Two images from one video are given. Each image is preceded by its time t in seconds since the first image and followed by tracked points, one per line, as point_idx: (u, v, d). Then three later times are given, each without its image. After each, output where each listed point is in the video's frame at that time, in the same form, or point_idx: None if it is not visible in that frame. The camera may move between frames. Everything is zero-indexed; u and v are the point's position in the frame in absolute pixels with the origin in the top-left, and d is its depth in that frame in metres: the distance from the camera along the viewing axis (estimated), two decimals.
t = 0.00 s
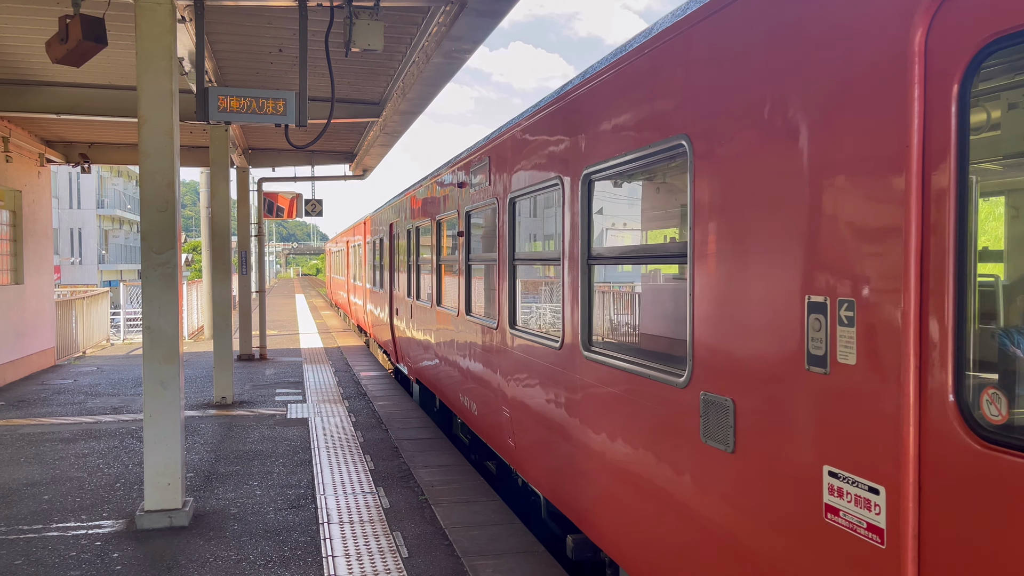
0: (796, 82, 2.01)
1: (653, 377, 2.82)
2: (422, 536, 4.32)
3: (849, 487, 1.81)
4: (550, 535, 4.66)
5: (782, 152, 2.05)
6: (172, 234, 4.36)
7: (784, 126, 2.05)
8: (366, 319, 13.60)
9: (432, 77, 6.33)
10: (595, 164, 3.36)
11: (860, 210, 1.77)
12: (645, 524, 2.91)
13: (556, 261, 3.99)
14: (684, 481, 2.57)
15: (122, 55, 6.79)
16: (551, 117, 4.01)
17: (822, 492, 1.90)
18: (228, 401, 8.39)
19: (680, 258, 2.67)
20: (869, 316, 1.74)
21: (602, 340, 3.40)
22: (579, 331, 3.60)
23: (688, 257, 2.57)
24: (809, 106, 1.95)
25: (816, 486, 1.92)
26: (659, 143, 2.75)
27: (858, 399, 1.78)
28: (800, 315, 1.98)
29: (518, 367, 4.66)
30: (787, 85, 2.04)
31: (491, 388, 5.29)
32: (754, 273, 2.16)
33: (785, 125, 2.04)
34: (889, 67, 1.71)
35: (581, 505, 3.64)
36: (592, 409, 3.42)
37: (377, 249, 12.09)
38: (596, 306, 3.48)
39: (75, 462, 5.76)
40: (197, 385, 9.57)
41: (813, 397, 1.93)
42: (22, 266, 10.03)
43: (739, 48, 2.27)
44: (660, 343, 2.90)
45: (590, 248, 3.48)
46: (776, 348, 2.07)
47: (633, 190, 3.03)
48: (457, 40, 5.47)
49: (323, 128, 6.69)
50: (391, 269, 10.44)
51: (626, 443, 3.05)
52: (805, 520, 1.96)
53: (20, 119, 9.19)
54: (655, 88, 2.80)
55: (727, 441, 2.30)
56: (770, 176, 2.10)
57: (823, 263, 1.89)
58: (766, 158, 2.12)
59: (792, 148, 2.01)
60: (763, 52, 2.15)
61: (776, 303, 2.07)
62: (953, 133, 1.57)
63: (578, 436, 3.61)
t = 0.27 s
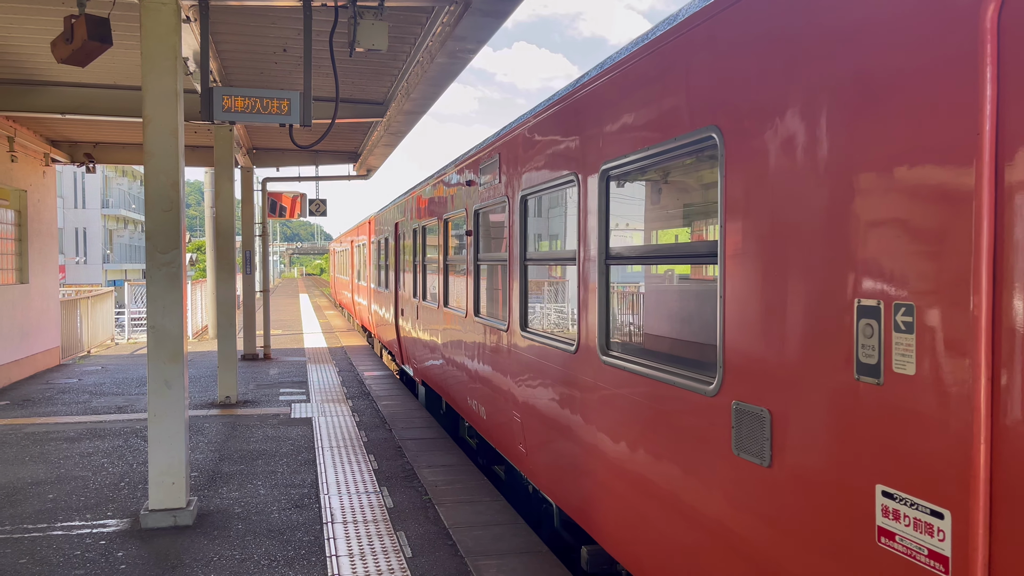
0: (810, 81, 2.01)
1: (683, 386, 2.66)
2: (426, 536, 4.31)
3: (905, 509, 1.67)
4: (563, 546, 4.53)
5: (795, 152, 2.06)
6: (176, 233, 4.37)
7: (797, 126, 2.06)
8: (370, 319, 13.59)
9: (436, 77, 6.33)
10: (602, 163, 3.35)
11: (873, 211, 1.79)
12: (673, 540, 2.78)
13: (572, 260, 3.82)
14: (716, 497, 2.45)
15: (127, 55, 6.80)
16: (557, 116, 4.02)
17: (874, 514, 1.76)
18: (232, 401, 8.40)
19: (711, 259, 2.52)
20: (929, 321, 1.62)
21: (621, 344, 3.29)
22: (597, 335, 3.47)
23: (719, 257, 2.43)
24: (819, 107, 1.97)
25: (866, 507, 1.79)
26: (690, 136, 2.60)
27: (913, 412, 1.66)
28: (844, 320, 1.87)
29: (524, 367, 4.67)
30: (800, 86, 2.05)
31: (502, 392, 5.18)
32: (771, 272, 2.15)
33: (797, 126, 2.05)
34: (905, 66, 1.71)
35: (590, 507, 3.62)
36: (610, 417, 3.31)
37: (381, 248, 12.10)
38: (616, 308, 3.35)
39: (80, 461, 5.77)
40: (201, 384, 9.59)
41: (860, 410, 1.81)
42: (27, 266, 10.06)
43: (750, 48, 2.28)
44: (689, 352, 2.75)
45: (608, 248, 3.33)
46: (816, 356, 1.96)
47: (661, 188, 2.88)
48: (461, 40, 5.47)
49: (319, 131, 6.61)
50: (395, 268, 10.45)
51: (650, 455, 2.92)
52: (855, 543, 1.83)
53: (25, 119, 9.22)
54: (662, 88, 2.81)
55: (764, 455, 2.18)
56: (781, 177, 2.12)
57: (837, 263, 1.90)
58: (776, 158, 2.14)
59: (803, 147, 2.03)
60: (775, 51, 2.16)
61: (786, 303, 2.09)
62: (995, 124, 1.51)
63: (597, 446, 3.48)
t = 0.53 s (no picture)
0: (823, 81, 2.01)
1: (707, 392, 2.58)
2: (432, 536, 4.31)
3: (955, 528, 1.59)
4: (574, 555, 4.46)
5: (808, 151, 2.06)
6: (183, 233, 4.37)
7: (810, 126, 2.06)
8: (375, 319, 13.61)
9: (442, 77, 6.32)
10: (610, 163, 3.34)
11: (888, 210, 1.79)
12: (694, 554, 2.71)
13: (587, 261, 3.74)
14: (743, 510, 2.37)
15: (133, 55, 6.82)
16: (565, 116, 4.02)
17: (920, 532, 1.68)
18: (238, 400, 8.41)
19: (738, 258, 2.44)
20: (983, 329, 1.56)
21: (639, 346, 3.21)
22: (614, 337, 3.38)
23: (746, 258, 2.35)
24: (833, 107, 1.97)
25: (910, 525, 1.71)
26: (716, 129, 2.52)
27: (965, 426, 1.58)
28: (885, 328, 1.79)
29: (532, 366, 4.66)
30: (814, 86, 2.05)
31: (512, 395, 5.11)
32: (798, 275, 2.09)
33: (812, 125, 2.05)
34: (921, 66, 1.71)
35: (601, 509, 3.59)
36: (626, 423, 3.25)
37: (387, 248, 12.11)
38: (633, 310, 3.26)
39: (87, 460, 5.79)
40: (208, 384, 9.61)
41: (904, 423, 1.73)
42: (34, 266, 10.10)
43: (762, 48, 2.27)
44: (713, 355, 2.67)
45: (626, 248, 3.25)
46: (853, 365, 1.89)
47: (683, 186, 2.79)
48: (467, 40, 5.46)
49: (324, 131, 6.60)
50: (401, 268, 10.46)
51: (670, 464, 2.84)
52: (898, 563, 1.75)
53: (32, 119, 9.25)
54: (672, 88, 2.81)
55: (796, 467, 2.10)
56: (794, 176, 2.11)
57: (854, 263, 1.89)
58: (789, 158, 2.14)
59: (817, 147, 2.03)
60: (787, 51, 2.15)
61: (808, 305, 2.06)
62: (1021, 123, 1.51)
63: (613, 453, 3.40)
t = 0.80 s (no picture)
0: (843, 82, 2.01)
1: (729, 395, 2.53)
2: (439, 535, 4.30)
3: (997, 542, 1.55)
4: (586, 560, 4.42)
5: (827, 152, 2.06)
6: (191, 234, 4.38)
7: (829, 127, 2.05)
8: (382, 319, 13.63)
9: (449, 77, 6.32)
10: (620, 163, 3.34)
11: (912, 213, 1.79)
12: (711, 561, 2.67)
13: (599, 261, 3.69)
14: (764, 519, 2.33)
15: (142, 56, 6.85)
16: (575, 115, 4.01)
17: (960, 545, 1.64)
18: (244, 400, 8.43)
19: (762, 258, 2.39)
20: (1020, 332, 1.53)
21: (654, 349, 3.16)
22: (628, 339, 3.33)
23: (769, 260, 2.32)
24: (854, 108, 1.96)
25: (947, 534, 1.67)
26: (737, 124, 2.47)
27: (1006, 433, 1.54)
28: (922, 333, 1.76)
29: (541, 367, 4.66)
30: (833, 87, 2.05)
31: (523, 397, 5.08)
32: (823, 277, 2.07)
33: (832, 125, 2.04)
34: (945, 68, 1.71)
35: (615, 511, 3.58)
36: (641, 427, 3.21)
37: (394, 248, 12.13)
38: (648, 312, 3.21)
39: (95, 459, 5.81)
40: (215, 383, 9.64)
41: (942, 432, 1.69)
42: (42, 265, 10.15)
43: (780, 48, 2.27)
44: (734, 357, 2.62)
45: (639, 248, 3.19)
46: (887, 370, 1.85)
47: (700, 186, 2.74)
48: (474, 40, 5.46)
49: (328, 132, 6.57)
50: (408, 268, 10.49)
51: (687, 470, 2.80)
52: None
53: (41, 119, 9.30)
54: (684, 88, 2.80)
55: (823, 475, 2.06)
56: (812, 177, 2.11)
57: (878, 265, 1.88)
58: (808, 159, 2.13)
59: (836, 148, 2.03)
60: (806, 52, 2.15)
61: (830, 305, 2.05)
62: None
63: (628, 458, 3.36)
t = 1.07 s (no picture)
0: (860, 80, 1.98)
1: (745, 396, 2.50)
2: (447, 535, 4.30)
3: None
4: (597, 563, 4.39)
5: (844, 152, 2.04)
6: (200, 233, 4.39)
7: (846, 126, 2.03)
8: (389, 319, 13.64)
9: (457, 77, 6.32)
10: (631, 163, 3.32)
11: (932, 212, 1.77)
12: (726, 564, 2.64)
13: (611, 261, 3.66)
14: (783, 524, 2.30)
15: (151, 56, 6.87)
16: (584, 114, 4.00)
17: (987, 552, 1.61)
18: (252, 400, 8.45)
19: (778, 257, 2.36)
20: None
21: (668, 349, 3.13)
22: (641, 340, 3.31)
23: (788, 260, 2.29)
24: (871, 106, 1.94)
25: (974, 541, 1.64)
26: (753, 122, 2.44)
27: None
28: (949, 335, 1.72)
29: (551, 367, 4.65)
30: (850, 85, 2.02)
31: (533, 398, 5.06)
32: (842, 278, 2.05)
33: (847, 124, 2.03)
34: (966, 65, 1.68)
35: (626, 513, 3.56)
36: (654, 430, 3.19)
37: (401, 248, 12.13)
38: (660, 312, 3.19)
39: (104, 458, 5.83)
40: (223, 383, 9.68)
41: (970, 436, 1.66)
42: (52, 265, 10.20)
43: (795, 46, 2.25)
44: (750, 358, 2.60)
45: (652, 248, 3.17)
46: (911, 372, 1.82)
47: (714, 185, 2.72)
48: (483, 39, 5.45)
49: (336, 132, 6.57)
50: (416, 268, 10.49)
51: (702, 474, 2.77)
52: None
53: (50, 120, 9.35)
54: (697, 87, 2.79)
55: (844, 479, 2.03)
56: (829, 176, 2.09)
57: (898, 265, 1.86)
58: (824, 158, 2.11)
59: (852, 147, 2.01)
60: (822, 50, 2.13)
61: (850, 307, 2.03)
62: None
63: (641, 460, 3.34)
